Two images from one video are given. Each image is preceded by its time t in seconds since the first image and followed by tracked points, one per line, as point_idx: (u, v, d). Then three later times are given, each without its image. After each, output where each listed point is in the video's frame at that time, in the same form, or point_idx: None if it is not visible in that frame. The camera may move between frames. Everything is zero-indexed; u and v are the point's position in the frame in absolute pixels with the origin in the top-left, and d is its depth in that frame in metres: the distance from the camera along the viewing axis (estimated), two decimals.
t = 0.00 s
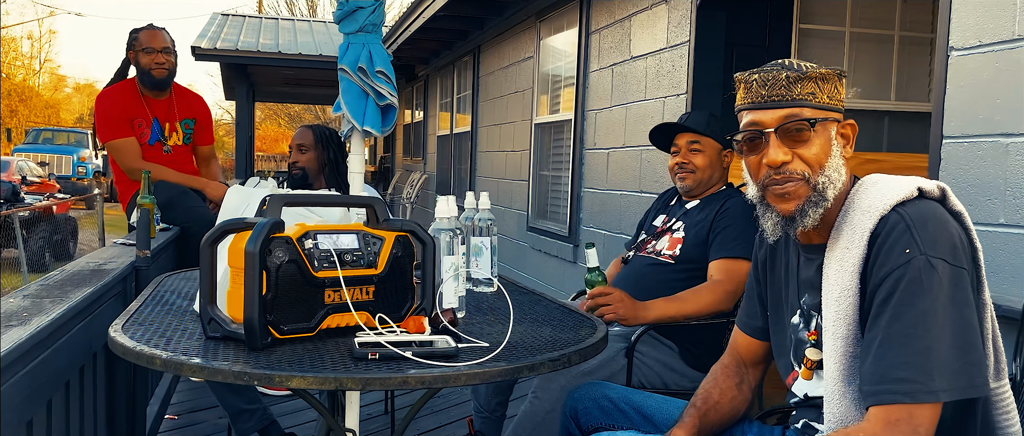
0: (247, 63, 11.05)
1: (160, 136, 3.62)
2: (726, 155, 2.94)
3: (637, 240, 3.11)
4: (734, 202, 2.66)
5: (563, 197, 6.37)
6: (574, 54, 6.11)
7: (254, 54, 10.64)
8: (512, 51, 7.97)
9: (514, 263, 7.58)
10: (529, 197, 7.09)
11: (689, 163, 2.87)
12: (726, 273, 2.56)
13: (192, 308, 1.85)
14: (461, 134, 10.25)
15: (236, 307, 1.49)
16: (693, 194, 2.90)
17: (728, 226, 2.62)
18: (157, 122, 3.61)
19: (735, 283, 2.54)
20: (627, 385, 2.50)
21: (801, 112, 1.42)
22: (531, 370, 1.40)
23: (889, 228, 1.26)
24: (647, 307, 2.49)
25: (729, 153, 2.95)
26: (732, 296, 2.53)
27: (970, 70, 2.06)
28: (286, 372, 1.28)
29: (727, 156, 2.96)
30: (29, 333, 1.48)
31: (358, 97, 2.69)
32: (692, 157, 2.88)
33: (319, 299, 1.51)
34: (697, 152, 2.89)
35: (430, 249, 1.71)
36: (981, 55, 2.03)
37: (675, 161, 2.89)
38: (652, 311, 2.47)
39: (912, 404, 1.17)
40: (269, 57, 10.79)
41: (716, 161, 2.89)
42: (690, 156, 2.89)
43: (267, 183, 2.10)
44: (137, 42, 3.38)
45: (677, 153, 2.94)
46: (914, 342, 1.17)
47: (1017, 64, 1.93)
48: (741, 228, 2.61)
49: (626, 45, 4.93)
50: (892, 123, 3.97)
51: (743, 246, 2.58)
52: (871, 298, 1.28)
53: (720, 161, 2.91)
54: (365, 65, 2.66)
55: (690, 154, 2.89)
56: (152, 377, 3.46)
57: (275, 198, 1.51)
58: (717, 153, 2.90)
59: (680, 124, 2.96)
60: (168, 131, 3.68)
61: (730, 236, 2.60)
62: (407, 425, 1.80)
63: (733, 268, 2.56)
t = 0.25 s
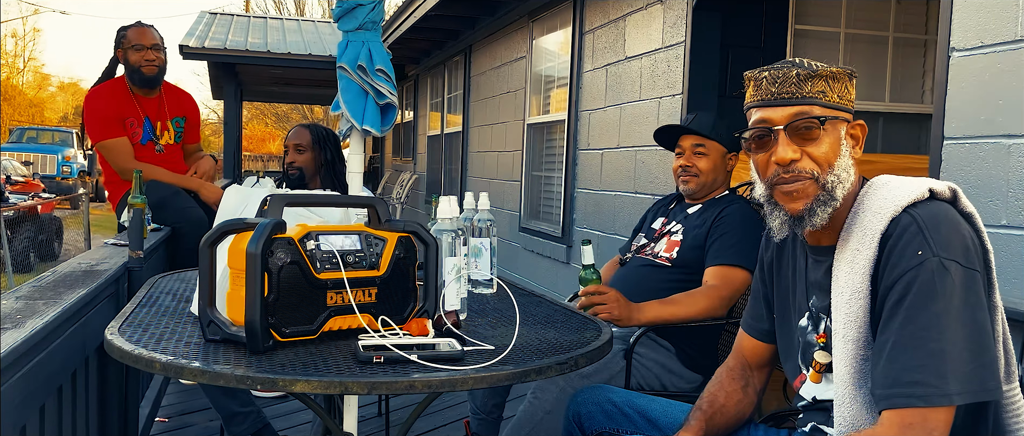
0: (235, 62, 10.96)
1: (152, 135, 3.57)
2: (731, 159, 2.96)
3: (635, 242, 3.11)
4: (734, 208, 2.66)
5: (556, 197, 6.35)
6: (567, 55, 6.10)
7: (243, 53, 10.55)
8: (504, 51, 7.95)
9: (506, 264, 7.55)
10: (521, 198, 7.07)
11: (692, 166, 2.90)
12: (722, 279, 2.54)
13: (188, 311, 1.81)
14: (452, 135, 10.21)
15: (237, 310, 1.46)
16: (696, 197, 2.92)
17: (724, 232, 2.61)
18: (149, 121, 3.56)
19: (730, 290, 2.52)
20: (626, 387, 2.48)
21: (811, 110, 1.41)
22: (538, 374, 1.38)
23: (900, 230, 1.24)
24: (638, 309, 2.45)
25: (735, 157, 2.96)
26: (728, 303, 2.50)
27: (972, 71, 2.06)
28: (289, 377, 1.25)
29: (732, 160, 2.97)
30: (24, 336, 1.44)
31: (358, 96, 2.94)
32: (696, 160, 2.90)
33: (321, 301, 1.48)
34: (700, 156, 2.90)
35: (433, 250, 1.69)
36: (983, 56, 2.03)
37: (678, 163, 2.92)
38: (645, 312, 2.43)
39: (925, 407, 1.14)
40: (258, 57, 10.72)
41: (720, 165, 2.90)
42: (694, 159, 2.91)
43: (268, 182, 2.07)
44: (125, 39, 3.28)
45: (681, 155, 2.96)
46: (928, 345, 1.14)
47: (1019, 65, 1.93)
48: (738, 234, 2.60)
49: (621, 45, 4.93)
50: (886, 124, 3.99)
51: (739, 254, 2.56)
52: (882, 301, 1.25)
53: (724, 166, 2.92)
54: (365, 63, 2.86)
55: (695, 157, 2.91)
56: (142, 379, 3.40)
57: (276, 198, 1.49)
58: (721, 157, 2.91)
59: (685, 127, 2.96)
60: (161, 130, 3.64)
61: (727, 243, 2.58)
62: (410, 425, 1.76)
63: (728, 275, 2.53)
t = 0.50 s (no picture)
0: (225, 61, 10.86)
1: (140, 133, 3.46)
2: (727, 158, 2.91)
3: (629, 242, 3.07)
4: (730, 208, 2.62)
5: (549, 197, 6.31)
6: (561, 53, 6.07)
7: (233, 51, 10.45)
8: (497, 50, 7.91)
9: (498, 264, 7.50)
10: (514, 197, 7.03)
11: (686, 166, 2.85)
12: (722, 281, 2.49)
13: (176, 313, 1.76)
14: (444, 134, 10.15)
15: (227, 312, 1.41)
16: (691, 198, 2.89)
17: (719, 233, 2.58)
18: (136, 119, 3.45)
19: (729, 291, 2.48)
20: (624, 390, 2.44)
21: (816, 108, 1.35)
22: (540, 378, 1.34)
23: (911, 231, 1.20)
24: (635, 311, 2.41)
25: (729, 155, 2.92)
26: (728, 304, 2.47)
27: (976, 68, 2.04)
28: (283, 382, 1.21)
29: (727, 159, 2.93)
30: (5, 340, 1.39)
31: (352, 93, 2.91)
32: (691, 160, 2.86)
33: (315, 303, 1.44)
34: (696, 156, 2.85)
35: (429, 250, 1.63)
36: (987, 53, 2.01)
37: (672, 164, 2.88)
38: (641, 315, 2.40)
39: (939, 413, 1.10)
40: (248, 55, 10.62)
41: (715, 165, 2.86)
42: (688, 159, 2.86)
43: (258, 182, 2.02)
44: (108, 36, 3.20)
45: (676, 155, 2.91)
46: (942, 349, 1.10)
47: None
48: (736, 234, 2.56)
49: (616, 44, 4.89)
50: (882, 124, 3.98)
51: (736, 256, 2.52)
52: (893, 304, 1.22)
53: (720, 165, 2.88)
54: (358, 58, 2.84)
55: (689, 158, 2.86)
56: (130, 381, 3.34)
57: (268, 196, 1.43)
58: (716, 157, 2.87)
59: (680, 126, 2.91)
60: (149, 128, 3.53)
61: (723, 242, 2.55)
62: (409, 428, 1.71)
63: (727, 277, 2.50)
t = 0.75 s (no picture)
0: (214, 59, 10.74)
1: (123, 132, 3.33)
2: (724, 158, 2.84)
3: (626, 243, 3.02)
4: (730, 210, 2.57)
5: (542, 197, 6.25)
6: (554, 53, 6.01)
7: (222, 49, 10.32)
8: (489, 49, 7.84)
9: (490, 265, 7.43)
10: (506, 198, 6.96)
11: (681, 169, 2.80)
12: (721, 285, 2.44)
13: (158, 320, 1.68)
14: (435, 134, 10.08)
15: (212, 322, 1.34)
16: (688, 200, 2.84)
17: (719, 236, 2.52)
18: (119, 117, 3.32)
19: (729, 296, 2.43)
20: (622, 397, 2.38)
21: (828, 110, 1.28)
22: (541, 391, 1.28)
23: (930, 238, 1.12)
24: (634, 316, 2.36)
25: (727, 156, 2.84)
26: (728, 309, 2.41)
27: (983, 69, 1.99)
28: (270, 397, 1.14)
29: (725, 158, 2.85)
30: None
31: (342, 90, 2.82)
32: (686, 163, 2.80)
33: (304, 312, 1.37)
34: (691, 158, 2.79)
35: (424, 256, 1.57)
36: (995, 53, 1.96)
37: (667, 168, 2.83)
38: (640, 319, 2.34)
39: (961, 431, 1.03)
40: (237, 53, 10.51)
41: (710, 167, 2.79)
42: (683, 162, 2.81)
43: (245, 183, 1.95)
44: (92, 34, 3.11)
45: (671, 158, 2.86)
46: (963, 364, 1.03)
47: None
48: (736, 236, 2.51)
49: (610, 43, 4.84)
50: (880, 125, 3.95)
51: (736, 259, 2.47)
52: (911, 316, 1.14)
53: (717, 166, 2.82)
54: (350, 56, 2.76)
55: (684, 160, 2.81)
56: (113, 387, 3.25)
57: (254, 199, 1.36)
58: (712, 158, 2.80)
59: (673, 128, 2.84)
60: (133, 127, 3.39)
61: (723, 245, 2.50)
62: None
63: (727, 280, 2.44)
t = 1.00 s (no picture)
0: (204, 56, 10.64)
1: (110, 131, 3.26)
2: (721, 157, 2.80)
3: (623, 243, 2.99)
4: (730, 210, 2.54)
5: (536, 197, 6.21)
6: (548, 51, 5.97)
7: (212, 46, 10.22)
8: (482, 47, 7.79)
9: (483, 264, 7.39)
10: (500, 196, 6.92)
11: (678, 171, 2.77)
12: (721, 286, 2.41)
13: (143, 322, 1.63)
14: (428, 132, 10.02)
15: (198, 324, 1.29)
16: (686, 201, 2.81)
17: (719, 235, 2.49)
18: (105, 115, 3.25)
19: (729, 297, 2.40)
20: (619, 399, 2.35)
21: (836, 112, 1.25)
22: (540, 397, 1.24)
23: (944, 239, 1.08)
24: (632, 318, 2.33)
25: (724, 155, 2.80)
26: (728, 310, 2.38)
27: (986, 66, 1.96)
28: (258, 404, 1.09)
29: (722, 157, 2.81)
30: None
31: (335, 86, 3.07)
32: (683, 164, 2.77)
33: (294, 314, 1.32)
34: (687, 159, 2.76)
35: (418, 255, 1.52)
36: (998, 50, 1.93)
37: (664, 169, 2.80)
38: (639, 321, 2.31)
39: None
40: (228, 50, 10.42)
41: (706, 167, 2.76)
42: (679, 163, 2.78)
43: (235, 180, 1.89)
44: (82, 29, 3.02)
45: (667, 159, 2.83)
46: (979, 370, 0.99)
47: None
48: (735, 237, 2.48)
49: (605, 41, 4.81)
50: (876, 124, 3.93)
51: (738, 259, 2.44)
52: (924, 319, 1.10)
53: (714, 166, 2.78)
54: (340, 52, 3.00)
55: (680, 161, 2.78)
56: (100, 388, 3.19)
57: (242, 197, 1.31)
58: (709, 158, 2.76)
59: (669, 129, 2.81)
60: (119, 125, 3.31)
61: (723, 245, 2.47)
62: None
63: (727, 281, 2.41)
